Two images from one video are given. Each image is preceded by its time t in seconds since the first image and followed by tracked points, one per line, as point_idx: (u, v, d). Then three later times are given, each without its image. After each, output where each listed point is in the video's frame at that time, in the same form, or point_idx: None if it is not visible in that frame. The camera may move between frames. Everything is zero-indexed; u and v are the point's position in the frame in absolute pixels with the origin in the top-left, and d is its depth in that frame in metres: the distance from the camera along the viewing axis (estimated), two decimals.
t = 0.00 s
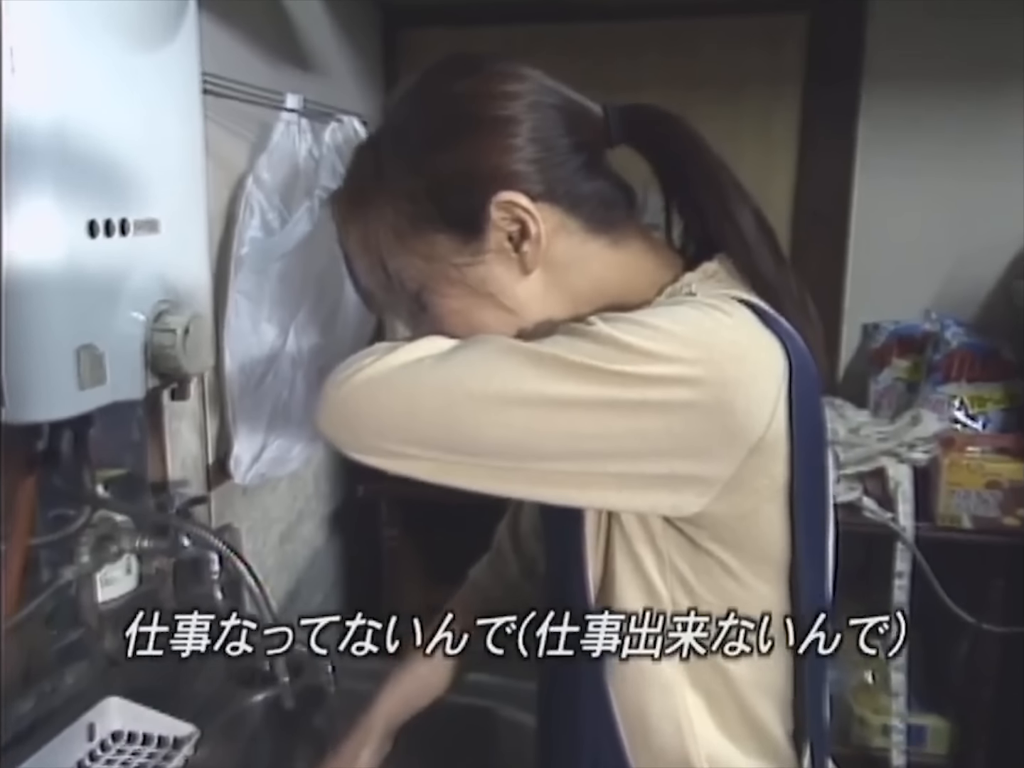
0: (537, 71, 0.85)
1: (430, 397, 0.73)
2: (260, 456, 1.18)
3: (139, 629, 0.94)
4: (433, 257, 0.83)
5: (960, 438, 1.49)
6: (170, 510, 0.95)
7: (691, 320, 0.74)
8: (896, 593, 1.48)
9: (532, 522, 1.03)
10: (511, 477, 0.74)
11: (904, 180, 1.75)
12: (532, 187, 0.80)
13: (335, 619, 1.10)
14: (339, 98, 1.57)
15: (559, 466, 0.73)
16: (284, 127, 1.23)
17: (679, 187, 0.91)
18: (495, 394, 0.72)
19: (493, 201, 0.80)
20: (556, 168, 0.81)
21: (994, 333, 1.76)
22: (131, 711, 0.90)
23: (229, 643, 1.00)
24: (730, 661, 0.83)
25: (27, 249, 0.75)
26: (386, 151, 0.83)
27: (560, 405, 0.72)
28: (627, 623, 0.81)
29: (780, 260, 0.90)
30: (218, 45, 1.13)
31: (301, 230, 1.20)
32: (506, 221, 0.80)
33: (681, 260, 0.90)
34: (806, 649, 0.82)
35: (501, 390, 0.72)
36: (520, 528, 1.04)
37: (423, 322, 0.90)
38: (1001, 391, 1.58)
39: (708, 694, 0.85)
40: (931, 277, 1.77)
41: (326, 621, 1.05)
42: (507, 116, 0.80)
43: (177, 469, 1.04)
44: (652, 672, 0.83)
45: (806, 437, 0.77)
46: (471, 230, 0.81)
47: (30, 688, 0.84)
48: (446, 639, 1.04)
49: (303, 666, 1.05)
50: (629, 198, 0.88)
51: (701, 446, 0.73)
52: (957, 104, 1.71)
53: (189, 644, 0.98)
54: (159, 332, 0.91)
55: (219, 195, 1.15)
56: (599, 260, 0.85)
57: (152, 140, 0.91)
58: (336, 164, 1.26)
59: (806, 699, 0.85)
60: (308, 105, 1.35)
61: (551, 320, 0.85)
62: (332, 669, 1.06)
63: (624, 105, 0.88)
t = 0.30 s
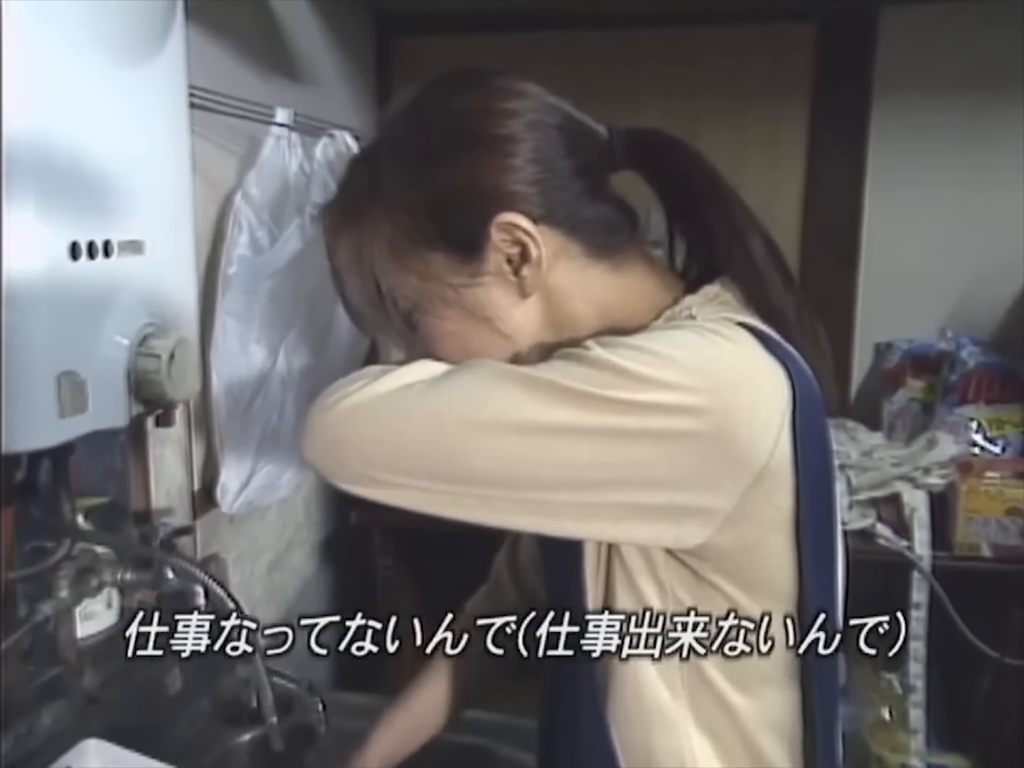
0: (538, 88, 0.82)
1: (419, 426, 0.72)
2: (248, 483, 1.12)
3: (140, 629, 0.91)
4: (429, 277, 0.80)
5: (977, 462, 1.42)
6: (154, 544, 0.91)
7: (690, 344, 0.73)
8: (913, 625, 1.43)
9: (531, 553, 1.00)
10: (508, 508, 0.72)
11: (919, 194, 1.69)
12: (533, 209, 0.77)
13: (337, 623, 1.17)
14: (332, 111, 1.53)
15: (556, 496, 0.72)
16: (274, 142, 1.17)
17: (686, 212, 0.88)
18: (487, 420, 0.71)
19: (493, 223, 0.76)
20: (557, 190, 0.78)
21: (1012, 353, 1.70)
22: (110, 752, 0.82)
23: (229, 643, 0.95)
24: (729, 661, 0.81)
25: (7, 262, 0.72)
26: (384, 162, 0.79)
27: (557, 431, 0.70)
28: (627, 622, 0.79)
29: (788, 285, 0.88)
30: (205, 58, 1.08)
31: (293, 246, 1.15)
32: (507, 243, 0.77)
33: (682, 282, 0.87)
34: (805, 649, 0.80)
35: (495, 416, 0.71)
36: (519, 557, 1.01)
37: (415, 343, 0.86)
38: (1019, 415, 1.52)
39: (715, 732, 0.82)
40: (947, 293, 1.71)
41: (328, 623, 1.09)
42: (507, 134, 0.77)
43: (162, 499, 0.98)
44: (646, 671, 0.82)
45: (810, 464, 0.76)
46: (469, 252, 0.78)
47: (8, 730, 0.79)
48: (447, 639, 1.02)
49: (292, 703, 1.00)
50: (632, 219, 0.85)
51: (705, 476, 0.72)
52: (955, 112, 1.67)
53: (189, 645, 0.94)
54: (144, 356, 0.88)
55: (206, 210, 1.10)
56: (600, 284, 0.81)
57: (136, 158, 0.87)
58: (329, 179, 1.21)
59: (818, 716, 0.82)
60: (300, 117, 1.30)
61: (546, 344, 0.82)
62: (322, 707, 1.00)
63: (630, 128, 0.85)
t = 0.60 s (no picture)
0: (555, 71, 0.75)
1: (408, 453, 0.65)
2: (227, 501, 1.02)
3: (139, 629, 0.81)
4: (425, 268, 0.73)
5: None
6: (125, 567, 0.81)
7: (691, 355, 0.65)
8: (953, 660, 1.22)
9: (532, 577, 0.91)
10: (500, 537, 0.65)
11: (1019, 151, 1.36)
12: (541, 200, 0.70)
13: (335, 621, 1.06)
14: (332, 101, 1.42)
15: (551, 524, 0.65)
16: (257, 130, 1.05)
17: (707, 212, 0.80)
18: (477, 442, 0.64)
19: (497, 212, 0.70)
20: (568, 181, 0.71)
21: None
22: None
23: (229, 643, 0.86)
24: (729, 661, 0.72)
25: None
26: (384, 140, 0.72)
27: (554, 452, 0.63)
28: (627, 622, 0.72)
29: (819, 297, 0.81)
30: (180, 34, 0.96)
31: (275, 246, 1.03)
32: (511, 234, 0.70)
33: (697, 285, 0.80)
34: (805, 649, 0.72)
35: (487, 440, 0.64)
36: (520, 581, 0.92)
37: (407, 339, 0.79)
38: None
39: None
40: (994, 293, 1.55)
41: (326, 622, 1.00)
42: (518, 118, 0.70)
43: (134, 517, 0.89)
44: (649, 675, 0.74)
45: (831, 484, 0.68)
46: (469, 243, 0.71)
47: None
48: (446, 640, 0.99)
49: (273, 742, 0.88)
50: (648, 216, 0.78)
51: (716, 501, 0.65)
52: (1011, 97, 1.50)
53: (190, 646, 0.83)
54: (115, 363, 0.80)
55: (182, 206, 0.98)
56: (610, 285, 0.74)
57: (110, 150, 0.80)
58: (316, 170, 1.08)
59: (843, 749, 0.73)
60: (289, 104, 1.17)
61: (549, 347, 0.75)
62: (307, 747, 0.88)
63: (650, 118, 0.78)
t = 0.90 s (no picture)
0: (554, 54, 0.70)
1: (401, 451, 0.60)
2: (214, 508, 0.98)
3: (139, 629, 0.71)
4: (416, 265, 0.68)
5: None
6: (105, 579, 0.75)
7: (706, 353, 0.60)
8: (989, 683, 1.12)
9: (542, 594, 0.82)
10: (498, 544, 0.60)
11: None
12: (538, 189, 0.66)
13: (335, 620, 1.01)
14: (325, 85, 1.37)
15: (552, 532, 0.60)
16: (246, 115, 1.00)
17: (713, 200, 0.75)
18: (473, 443, 0.59)
19: (490, 203, 0.65)
20: (566, 168, 0.66)
21: None
22: None
23: (230, 642, 0.84)
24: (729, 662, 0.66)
25: None
26: (372, 134, 0.67)
27: (557, 455, 0.58)
28: (627, 622, 0.66)
29: (832, 289, 0.74)
30: (164, 13, 0.91)
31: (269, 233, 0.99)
32: (506, 227, 0.66)
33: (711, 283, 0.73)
34: (805, 649, 0.66)
35: (484, 440, 0.59)
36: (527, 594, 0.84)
37: (405, 343, 0.74)
38: None
39: None
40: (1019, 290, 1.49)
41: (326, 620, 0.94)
42: (513, 104, 0.65)
43: (114, 527, 0.85)
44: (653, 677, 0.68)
45: (854, 497, 0.63)
46: (463, 237, 0.66)
47: None
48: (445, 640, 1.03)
49: None
50: (654, 207, 0.73)
51: (732, 508, 0.59)
52: None
53: (190, 646, 0.77)
54: (95, 362, 0.75)
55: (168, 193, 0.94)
56: (614, 280, 0.69)
57: (96, 133, 0.76)
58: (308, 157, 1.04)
59: None
60: (281, 87, 1.12)
61: (554, 349, 0.70)
62: None
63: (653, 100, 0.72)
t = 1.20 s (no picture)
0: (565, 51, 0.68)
1: (413, 459, 0.58)
2: (217, 515, 0.95)
3: (139, 629, 0.69)
4: (426, 269, 0.66)
5: None
6: (105, 587, 0.73)
7: (732, 355, 0.58)
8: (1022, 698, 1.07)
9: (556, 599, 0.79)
10: (515, 553, 0.58)
11: None
12: (550, 186, 0.63)
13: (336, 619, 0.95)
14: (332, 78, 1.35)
15: (572, 539, 0.57)
16: (251, 108, 0.98)
17: (730, 195, 0.72)
18: (488, 448, 0.57)
19: (501, 202, 0.62)
20: (578, 163, 0.64)
21: None
22: None
23: (229, 642, 0.80)
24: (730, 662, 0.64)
25: None
26: (377, 135, 0.66)
27: (576, 461, 0.56)
28: (627, 621, 0.64)
29: (855, 285, 0.71)
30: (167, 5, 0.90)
31: (273, 232, 0.97)
32: (518, 226, 0.63)
33: (731, 280, 0.71)
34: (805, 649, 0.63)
35: (500, 445, 0.56)
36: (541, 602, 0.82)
37: (418, 350, 0.72)
38: None
39: None
40: None
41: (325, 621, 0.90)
42: (523, 100, 0.63)
43: (115, 533, 0.82)
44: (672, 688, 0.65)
45: (884, 502, 0.60)
46: (473, 238, 0.64)
47: None
48: (446, 639, 0.98)
49: None
50: (668, 204, 0.70)
51: (759, 516, 0.57)
52: None
53: (190, 646, 0.73)
54: (96, 363, 0.72)
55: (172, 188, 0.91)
56: (631, 280, 0.67)
57: (97, 126, 0.74)
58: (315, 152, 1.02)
59: None
60: (286, 78, 1.10)
61: (570, 352, 0.68)
62: None
63: (667, 93, 0.70)
